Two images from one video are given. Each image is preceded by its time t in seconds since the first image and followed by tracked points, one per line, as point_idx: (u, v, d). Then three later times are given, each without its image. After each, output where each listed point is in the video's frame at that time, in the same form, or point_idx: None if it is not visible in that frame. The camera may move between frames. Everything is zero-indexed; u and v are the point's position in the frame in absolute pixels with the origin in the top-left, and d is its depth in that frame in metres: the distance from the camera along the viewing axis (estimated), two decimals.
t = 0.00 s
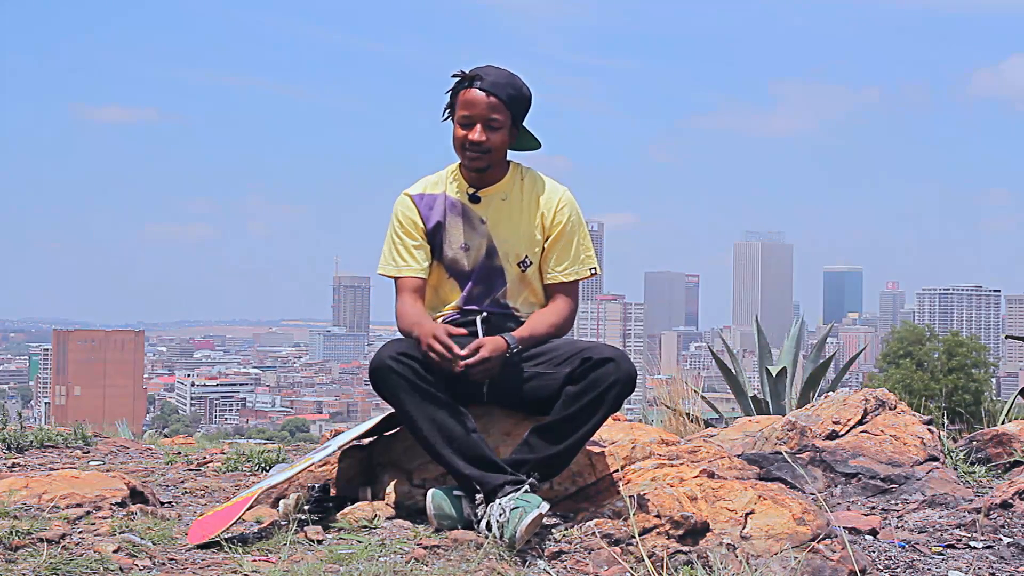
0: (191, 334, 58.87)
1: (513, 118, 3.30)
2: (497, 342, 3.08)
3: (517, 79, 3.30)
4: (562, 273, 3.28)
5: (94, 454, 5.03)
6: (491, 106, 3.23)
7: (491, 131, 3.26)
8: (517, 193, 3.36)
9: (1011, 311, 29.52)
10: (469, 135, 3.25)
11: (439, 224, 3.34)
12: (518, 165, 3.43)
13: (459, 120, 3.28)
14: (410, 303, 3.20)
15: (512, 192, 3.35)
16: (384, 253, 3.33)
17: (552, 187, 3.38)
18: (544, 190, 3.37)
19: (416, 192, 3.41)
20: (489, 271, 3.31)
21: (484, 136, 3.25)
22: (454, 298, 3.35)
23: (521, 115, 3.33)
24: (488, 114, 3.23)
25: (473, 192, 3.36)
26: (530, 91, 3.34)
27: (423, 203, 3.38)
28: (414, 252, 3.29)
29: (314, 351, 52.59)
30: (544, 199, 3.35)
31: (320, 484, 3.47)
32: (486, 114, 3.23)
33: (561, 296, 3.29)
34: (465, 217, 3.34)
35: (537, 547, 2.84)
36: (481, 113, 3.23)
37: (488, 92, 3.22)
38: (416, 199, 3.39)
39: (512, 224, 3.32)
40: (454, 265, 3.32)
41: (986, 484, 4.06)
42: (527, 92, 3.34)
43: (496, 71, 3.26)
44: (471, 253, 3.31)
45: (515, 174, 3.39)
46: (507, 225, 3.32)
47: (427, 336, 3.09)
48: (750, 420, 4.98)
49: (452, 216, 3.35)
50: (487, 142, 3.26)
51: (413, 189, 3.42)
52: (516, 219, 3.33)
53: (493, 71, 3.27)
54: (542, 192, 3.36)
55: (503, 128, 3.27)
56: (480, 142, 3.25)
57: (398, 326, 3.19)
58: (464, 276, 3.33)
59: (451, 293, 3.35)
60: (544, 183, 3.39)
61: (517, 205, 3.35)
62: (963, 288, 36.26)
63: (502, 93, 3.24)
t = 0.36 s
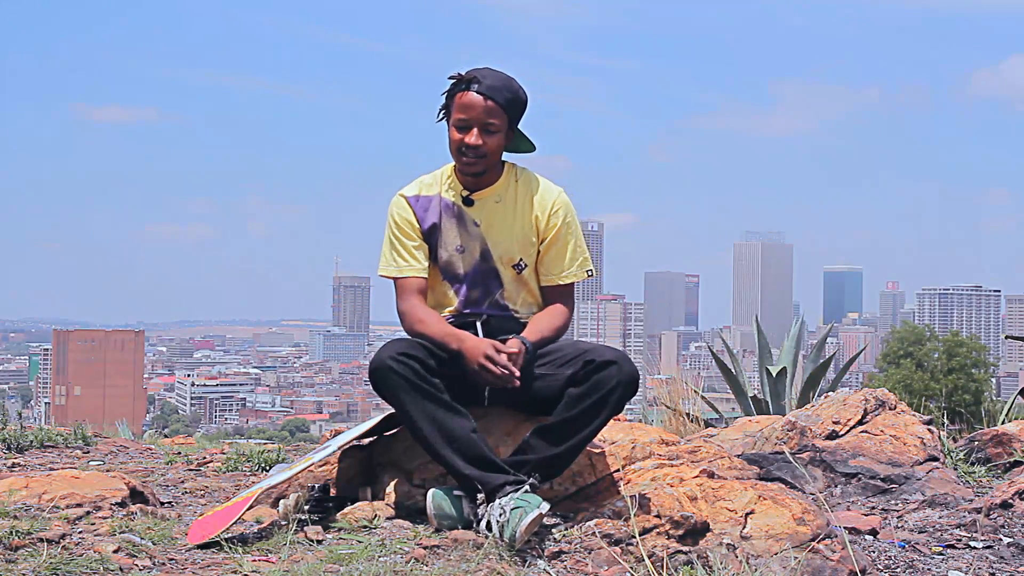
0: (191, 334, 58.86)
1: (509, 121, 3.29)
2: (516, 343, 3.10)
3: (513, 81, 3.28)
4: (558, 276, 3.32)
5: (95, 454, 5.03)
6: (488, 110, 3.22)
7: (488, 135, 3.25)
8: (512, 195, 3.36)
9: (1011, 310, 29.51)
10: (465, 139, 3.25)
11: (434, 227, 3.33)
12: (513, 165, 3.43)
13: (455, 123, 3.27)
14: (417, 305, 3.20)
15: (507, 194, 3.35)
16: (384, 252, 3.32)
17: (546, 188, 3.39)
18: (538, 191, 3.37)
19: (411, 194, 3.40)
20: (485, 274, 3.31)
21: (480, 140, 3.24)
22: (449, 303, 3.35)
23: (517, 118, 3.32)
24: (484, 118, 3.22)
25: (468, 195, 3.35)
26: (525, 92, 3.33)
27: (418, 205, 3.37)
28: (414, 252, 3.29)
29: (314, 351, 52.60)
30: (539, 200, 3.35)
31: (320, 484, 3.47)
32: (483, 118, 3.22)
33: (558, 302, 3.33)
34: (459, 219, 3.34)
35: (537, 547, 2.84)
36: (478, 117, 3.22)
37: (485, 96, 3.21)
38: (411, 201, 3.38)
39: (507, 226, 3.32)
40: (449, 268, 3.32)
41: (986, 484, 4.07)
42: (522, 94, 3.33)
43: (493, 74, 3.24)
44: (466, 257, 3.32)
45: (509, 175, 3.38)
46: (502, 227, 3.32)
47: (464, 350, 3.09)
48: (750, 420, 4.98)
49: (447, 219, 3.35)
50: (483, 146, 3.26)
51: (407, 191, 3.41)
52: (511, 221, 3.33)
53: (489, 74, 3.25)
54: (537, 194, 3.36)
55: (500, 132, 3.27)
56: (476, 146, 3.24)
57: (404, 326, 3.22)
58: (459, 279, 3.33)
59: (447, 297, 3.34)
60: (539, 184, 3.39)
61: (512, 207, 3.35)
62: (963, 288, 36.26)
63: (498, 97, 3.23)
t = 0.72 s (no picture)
0: (191, 334, 58.86)
1: (506, 123, 3.29)
2: (515, 348, 3.11)
3: (509, 82, 3.28)
4: (559, 275, 3.33)
5: (95, 454, 5.03)
6: (486, 113, 3.21)
7: (485, 138, 3.25)
8: (511, 196, 3.36)
9: (1011, 310, 29.51)
10: (463, 143, 3.24)
11: (433, 229, 3.33)
12: (511, 165, 3.43)
13: (452, 126, 3.26)
14: (413, 308, 3.22)
15: (506, 195, 3.35)
16: (380, 255, 3.33)
17: (545, 188, 3.39)
18: (538, 191, 3.37)
19: (410, 196, 3.40)
20: (486, 274, 3.31)
21: (477, 143, 3.24)
22: (449, 303, 3.35)
23: (515, 118, 3.32)
24: (481, 121, 3.22)
25: (467, 196, 3.35)
26: (521, 92, 3.33)
27: (418, 207, 3.36)
28: (410, 256, 3.28)
29: (314, 351, 52.60)
30: (537, 200, 3.35)
31: (320, 484, 3.47)
32: (480, 122, 3.22)
33: (559, 302, 3.34)
34: (459, 220, 3.34)
35: (537, 547, 2.84)
36: (475, 120, 3.22)
37: (481, 99, 3.20)
38: (410, 203, 3.37)
39: (507, 227, 3.32)
40: (449, 268, 3.32)
41: (986, 484, 4.07)
42: (519, 94, 3.32)
43: (489, 76, 3.23)
44: (466, 258, 3.32)
45: (508, 176, 3.38)
46: (502, 227, 3.32)
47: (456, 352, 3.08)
48: (750, 420, 4.98)
49: (446, 220, 3.35)
50: (480, 149, 3.26)
51: (406, 193, 3.41)
52: (510, 221, 3.33)
53: (485, 76, 3.24)
54: (536, 194, 3.36)
55: (497, 134, 3.26)
56: (474, 150, 3.24)
57: (400, 329, 3.22)
58: (459, 280, 3.33)
59: (446, 297, 3.34)
60: (538, 183, 3.39)
61: (511, 207, 3.35)
62: (963, 288, 36.27)
63: (495, 99, 3.22)
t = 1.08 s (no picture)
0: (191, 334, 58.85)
1: (509, 124, 3.29)
2: (514, 348, 3.10)
3: (512, 83, 3.27)
4: (559, 275, 3.33)
5: (95, 454, 5.03)
6: (488, 114, 3.21)
7: (487, 139, 3.25)
8: (513, 196, 3.36)
9: (1011, 310, 29.49)
10: (465, 143, 3.24)
11: (434, 229, 3.33)
12: (513, 166, 3.42)
13: (455, 127, 3.26)
14: (413, 307, 3.22)
15: (508, 196, 3.35)
16: (381, 255, 3.33)
17: (547, 188, 3.39)
18: (539, 192, 3.37)
19: (411, 196, 3.40)
20: (487, 274, 3.31)
21: (480, 144, 3.24)
22: (449, 303, 3.35)
23: (518, 119, 3.32)
24: (484, 122, 3.22)
25: (469, 196, 3.35)
26: (525, 94, 3.32)
27: (419, 207, 3.36)
28: (410, 256, 3.29)
29: (314, 351, 52.59)
30: (539, 201, 3.35)
31: (320, 484, 3.47)
32: (483, 123, 3.22)
33: (559, 302, 3.34)
34: (461, 221, 3.34)
35: (537, 546, 2.84)
36: (478, 121, 3.22)
37: (485, 100, 3.20)
38: (412, 203, 3.37)
39: (509, 227, 3.33)
40: (450, 268, 3.33)
41: (986, 484, 4.07)
42: (522, 95, 3.32)
43: (493, 77, 3.23)
44: (467, 258, 3.32)
45: (510, 176, 3.38)
46: (504, 228, 3.32)
47: (456, 352, 3.08)
48: (750, 420, 4.97)
49: (448, 220, 3.35)
50: (482, 150, 3.26)
51: (408, 193, 3.41)
52: (512, 222, 3.33)
53: (489, 77, 3.24)
54: (538, 194, 3.36)
55: (500, 135, 3.26)
56: (476, 150, 3.24)
57: (400, 329, 3.22)
58: (460, 280, 3.33)
59: (447, 297, 3.34)
60: (539, 184, 3.39)
61: (513, 208, 3.35)
62: (963, 288, 36.27)
63: (498, 101, 3.21)
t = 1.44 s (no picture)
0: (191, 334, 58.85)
1: (512, 124, 3.29)
2: (513, 348, 3.10)
3: (516, 84, 3.27)
4: (560, 275, 3.32)
5: (95, 454, 5.03)
6: (492, 114, 3.21)
7: (490, 139, 3.25)
8: (514, 196, 3.36)
9: (1010, 310, 29.48)
10: (468, 143, 3.24)
11: (435, 228, 3.33)
12: (515, 166, 3.42)
13: (459, 126, 3.26)
14: (413, 308, 3.22)
15: (509, 196, 3.35)
16: (381, 255, 3.33)
17: (548, 189, 3.39)
18: (541, 192, 3.37)
19: (413, 196, 3.40)
20: (487, 274, 3.31)
21: (483, 144, 3.24)
22: (449, 303, 3.35)
23: (521, 121, 3.32)
24: (488, 122, 3.22)
25: (471, 196, 3.35)
26: (528, 95, 3.32)
27: (420, 207, 3.36)
28: (411, 256, 3.29)
29: (314, 351, 52.59)
30: (540, 201, 3.35)
31: (320, 484, 3.47)
32: (487, 123, 3.22)
33: (559, 302, 3.34)
34: (462, 221, 3.34)
35: (537, 546, 2.84)
36: (481, 121, 3.22)
37: (489, 100, 3.20)
38: (413, 203, 3.37)
39: (510, 227, 3.33)
40: (451, 268, 3.32)
41: (986, 484, 4.07)
42: (526, 95, 3.32)
43: (497, 77, 3.23)
44: (468, 258, 3.32)
45: (511, 177, 3.38)
46: (505, 228, 3.32)
47: (456, 352, 3.08)
48: (750, 420, 4.97)
49: (449, 220, 3.35)
50: (485, 150, 3.26)
51: (409, 193, 3.41)
52: (513, 222, 3.33)
53: (494, 77, 3.24)
54: (539, 195, 3.36)
55: (503, 135, 3.26)
56: (479, 150, 3.24)
57: (400, 328, 3.22)
58: (461, 279, 3.33)
59: (447, 297, 3.34)
60: (541, 184, 3.39)
61: (515, 207, 3.35)
62: (963, 288, 36.28)
63: (502, 101, 3.22)
